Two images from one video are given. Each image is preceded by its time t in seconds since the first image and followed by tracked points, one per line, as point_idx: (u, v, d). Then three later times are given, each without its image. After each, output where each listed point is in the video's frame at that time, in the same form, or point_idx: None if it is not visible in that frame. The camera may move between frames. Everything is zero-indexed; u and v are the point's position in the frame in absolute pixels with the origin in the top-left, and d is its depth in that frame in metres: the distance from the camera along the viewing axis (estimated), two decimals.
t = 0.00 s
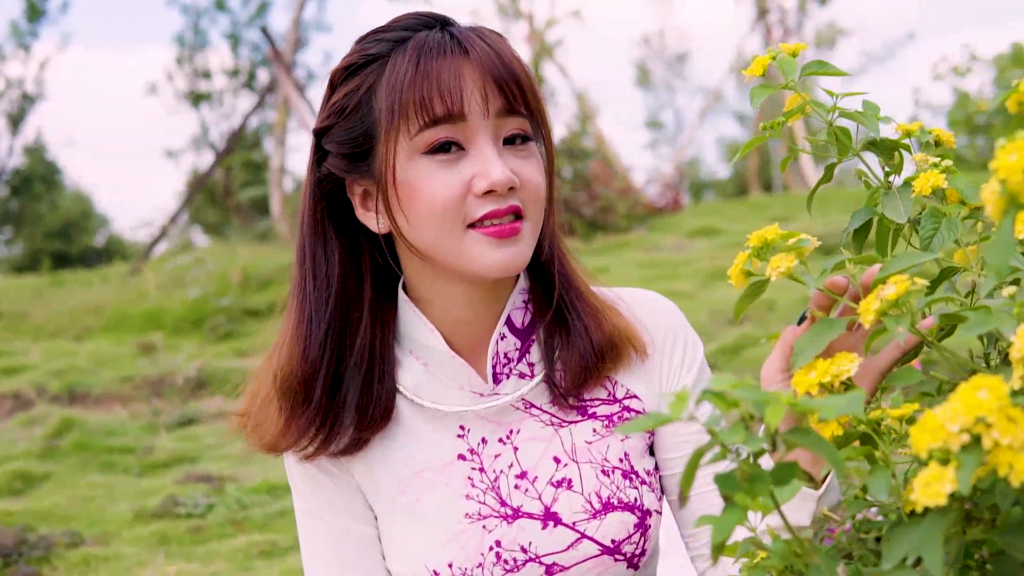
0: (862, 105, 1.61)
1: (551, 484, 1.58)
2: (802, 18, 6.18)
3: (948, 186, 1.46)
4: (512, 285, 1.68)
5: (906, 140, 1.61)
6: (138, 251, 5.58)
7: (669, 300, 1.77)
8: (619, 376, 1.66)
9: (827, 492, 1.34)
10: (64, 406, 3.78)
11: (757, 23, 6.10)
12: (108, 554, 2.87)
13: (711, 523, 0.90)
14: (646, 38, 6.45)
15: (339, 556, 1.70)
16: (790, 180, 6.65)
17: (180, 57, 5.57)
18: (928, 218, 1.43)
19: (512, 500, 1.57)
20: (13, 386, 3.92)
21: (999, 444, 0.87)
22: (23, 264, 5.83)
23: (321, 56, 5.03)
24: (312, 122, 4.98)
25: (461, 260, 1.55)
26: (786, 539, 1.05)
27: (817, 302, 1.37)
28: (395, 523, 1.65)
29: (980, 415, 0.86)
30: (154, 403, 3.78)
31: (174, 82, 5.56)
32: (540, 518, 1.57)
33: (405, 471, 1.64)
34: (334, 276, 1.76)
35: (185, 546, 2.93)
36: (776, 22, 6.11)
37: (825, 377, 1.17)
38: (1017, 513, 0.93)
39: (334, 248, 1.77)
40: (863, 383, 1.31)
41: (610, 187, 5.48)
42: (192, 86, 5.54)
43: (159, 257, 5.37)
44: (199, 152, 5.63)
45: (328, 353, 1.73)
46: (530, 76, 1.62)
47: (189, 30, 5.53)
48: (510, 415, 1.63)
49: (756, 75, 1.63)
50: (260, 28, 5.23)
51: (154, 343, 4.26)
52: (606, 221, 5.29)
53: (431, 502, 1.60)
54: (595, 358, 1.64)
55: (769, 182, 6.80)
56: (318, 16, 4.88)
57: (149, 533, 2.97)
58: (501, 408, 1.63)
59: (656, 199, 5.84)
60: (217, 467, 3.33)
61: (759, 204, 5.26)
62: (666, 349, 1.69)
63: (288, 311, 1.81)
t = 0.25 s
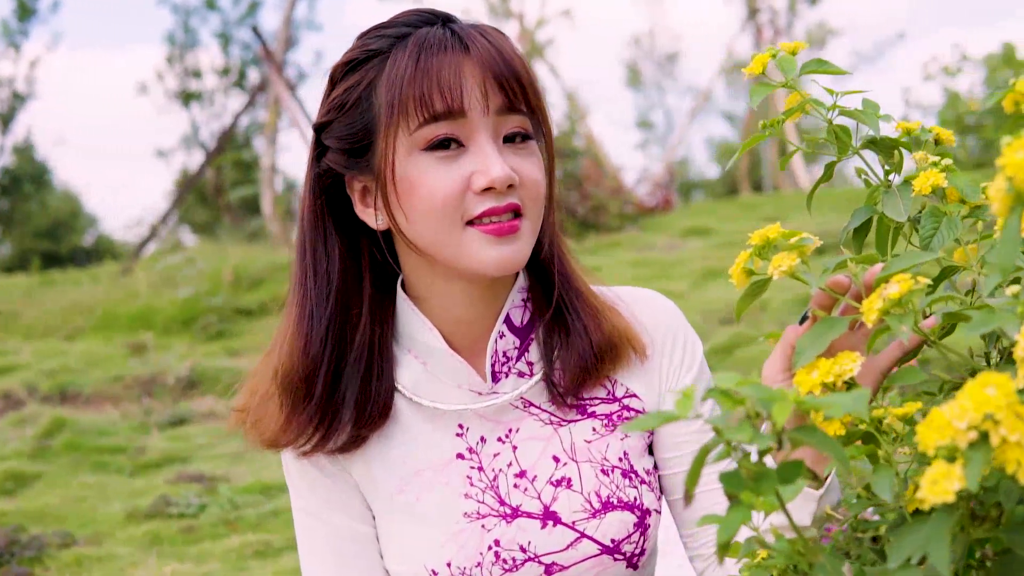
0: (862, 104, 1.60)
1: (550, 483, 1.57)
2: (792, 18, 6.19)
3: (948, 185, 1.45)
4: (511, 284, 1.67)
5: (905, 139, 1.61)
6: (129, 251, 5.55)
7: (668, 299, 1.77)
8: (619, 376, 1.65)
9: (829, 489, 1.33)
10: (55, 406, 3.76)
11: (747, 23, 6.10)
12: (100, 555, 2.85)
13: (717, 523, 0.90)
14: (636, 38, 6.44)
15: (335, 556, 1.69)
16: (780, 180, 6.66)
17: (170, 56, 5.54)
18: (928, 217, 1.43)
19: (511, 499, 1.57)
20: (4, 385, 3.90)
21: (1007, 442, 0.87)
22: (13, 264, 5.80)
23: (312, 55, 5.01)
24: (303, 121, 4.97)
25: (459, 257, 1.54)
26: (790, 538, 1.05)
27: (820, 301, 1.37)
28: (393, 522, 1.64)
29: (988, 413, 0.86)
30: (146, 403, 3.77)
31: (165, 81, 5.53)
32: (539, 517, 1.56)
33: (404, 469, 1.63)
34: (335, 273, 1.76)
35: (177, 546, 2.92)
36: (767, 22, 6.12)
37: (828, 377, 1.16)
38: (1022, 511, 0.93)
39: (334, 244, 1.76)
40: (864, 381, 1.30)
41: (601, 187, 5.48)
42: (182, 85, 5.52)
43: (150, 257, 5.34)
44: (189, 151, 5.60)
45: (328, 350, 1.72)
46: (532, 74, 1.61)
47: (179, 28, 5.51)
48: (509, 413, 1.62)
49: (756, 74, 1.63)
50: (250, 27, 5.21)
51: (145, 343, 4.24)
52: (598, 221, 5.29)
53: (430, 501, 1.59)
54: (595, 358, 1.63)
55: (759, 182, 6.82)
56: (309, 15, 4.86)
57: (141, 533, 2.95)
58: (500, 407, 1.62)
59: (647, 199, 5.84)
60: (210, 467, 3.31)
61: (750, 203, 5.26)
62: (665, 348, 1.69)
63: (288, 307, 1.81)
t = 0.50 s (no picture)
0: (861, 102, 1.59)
1: (549, 481, 1.56)
2: (781, 18, 6.21)
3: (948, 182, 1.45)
4: (509, 281, 1.66)
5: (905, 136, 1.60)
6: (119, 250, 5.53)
7: (667, 298, 1.76)
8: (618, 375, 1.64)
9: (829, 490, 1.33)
10: (45, 406, 3.74)
11: (737, 23, 6.11)
12: (92, 554, 2.84)
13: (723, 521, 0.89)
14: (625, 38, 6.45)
15: (331, 554, 1.68)
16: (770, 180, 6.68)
17: (160, 54, 5.53)
18: (929, 214, 1.42)
19: (510, 497, 1.56)
20: None
21: (1014, 440, 0.86)
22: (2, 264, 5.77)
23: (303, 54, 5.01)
24: (294, 120, 4.96)
25: (456, 254, 1.54)
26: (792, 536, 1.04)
27: (821, 299, 1.36)
28: (391, 520, 1.63)
29: (994, 411, 0.85)
30: (137, 402, 3.75)
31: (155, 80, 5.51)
32: (538, 516, 1.55)
33: (402, 468, 1.62)
34: (336, 267, 1.75)
35: (170, 546, 2.90)
36: (756, 21, 6.13)
37: (830, 374, 1.15)
38: None
39: (333, 238, 1.76)
40: (867, 379, 1.30)
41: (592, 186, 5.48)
42: (172, 84, 5.50)
43: (140, 256, 5.32)
44: (179, 150, 5.59)
45: (329, 344, 1.71)
46: (534, 72, 1.60)
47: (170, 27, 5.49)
48: (507, 411, 1.61)
49: (754, 71, 1.61)
50: (241, 26, 5.20)
51: (135, 342, 4.23)
52: (589, 220, 5.30)
53: (428, 500, 1.59)
54: (593, 359, 1.62)
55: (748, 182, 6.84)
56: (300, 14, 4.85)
57: (133, 533, 2.94)
58: (499, 404, 1.61)
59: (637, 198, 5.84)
60: (202, 467, 3.30)
61: (740, 203, 5.28)
62: (664, 347, 1.68)
63: (289, 301, 1.80)
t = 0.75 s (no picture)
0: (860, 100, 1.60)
1: (548, 480, 1.56)
2: (773, 18, 6.22)
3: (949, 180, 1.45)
4: (509, 279, 1.66)
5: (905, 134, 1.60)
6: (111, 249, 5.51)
7: (666, 297, 1.76)
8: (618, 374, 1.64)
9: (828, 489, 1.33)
10: (37, 405, 3.73)
11: (729, 23, 6.12)
12: (86, 554, 2.82)
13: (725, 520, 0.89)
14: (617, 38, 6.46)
15: (329, 553, 1.67)
16: (761, 180, 6.70)
17: (152, 54, 5.51)
18: (929, 212, 1.43)
19: (509, 496, 1.55)
20: None
21: (1017, 438, 0.86)
22: None
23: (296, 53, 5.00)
24: (286, 120, 4.95)
25: (453, 251, 1.53)
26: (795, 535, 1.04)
27: (822, 297, 1.36)
28: (389, 519, 1.62)
29: (999, 409, 0.85)
30: (130, 402, 3.74)
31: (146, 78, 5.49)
32: (537, 514, 1.54)
33: (400, 466, 1.61)
34: (337, 260, 1.74)
35: (163, 546, 2.89)
36: (748, 22, 6.14)
37: (832, 373, 1.15)
38: None
39: (333, 232, 1.75)
40: (867, 377, 1.29)
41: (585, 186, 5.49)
42: (164, 83, 5.48)
43: (132, 255, 5.30)
44: (171, 149, 5.57)
45: (329, 338, 1.70)
46: (539, 73, 1.59)
47: (161, 26, 5.47)
48: (506, 410, 1.61)
49: (754, 69, 1.61)
50: (233, 25, 5.19)
51: (128, 341, 4.22)
52: (582, 220, 5.30)
53: (426, 498, 1.58)
54: (591, 361, 1.61)
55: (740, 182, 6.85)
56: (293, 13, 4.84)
57: (127, 533, 2.92)
58: (497, 402, 1.61)
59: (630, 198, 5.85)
60: (195, 466, 3.29)
61: (733, 202, 5.28)
62: (664, 346, 1.68)
63: (289, 294, 1.80)
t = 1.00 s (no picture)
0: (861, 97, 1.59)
1: (547, 479, 1.55)
2: (763, 18, 6.23)
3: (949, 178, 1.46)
4: (508, 277, 1.65)
5: (904, 133, 1.61)
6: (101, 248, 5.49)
7: (666, 296, 1.75)
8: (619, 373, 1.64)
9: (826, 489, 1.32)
10: (27, 405, 3.70)
11: (720, 23, 6.12)
12: (78, 554, 2.81)
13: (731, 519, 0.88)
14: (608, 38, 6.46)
15: (325, 550, 1.66)
16: (752, 180, 6.71)
17: (143, 52, 5.49)
18: (930, 210, 1.43)
19: (507, 495, 1.55)
20: None
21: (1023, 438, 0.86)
22: None
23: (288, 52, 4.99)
24: (278, 119, 4.94)
25: (450, 249, 1.52)
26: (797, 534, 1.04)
27: (822, 296, 1.36)
28: (387, 518, 1.61)
29: (1005, 407, 0.85)
30: (121, 401, 3.72)
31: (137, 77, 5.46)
32: (536, 513, 1.54)
33: (398, 464, 1.60)
34: (338, 252, 1.74)
35: (156, 545, 2.88)
36: (739, 21, 6.15)
37: (834, 371, 1.14)
38: None
39: (335, 226, 1.75)
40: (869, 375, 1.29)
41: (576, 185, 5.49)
42: (155, 82, 5.46)
43: (123, 254, 5.28)
44: (161, 148, 5.55)
45: (328, 331, 1.70)
46: (544, 74, 1.58)
47: (152, 24, 5.45)
48: (505, 408, 1.60)
49: (754, 66, 1.62)
50: (224, 24, 5.17)
51: (119, 341, 4.20)
52: (573, 220, 5.30)
53: (424, 497, 1.57)
54: (589, 364, 1.60)
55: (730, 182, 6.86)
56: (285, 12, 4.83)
57: (119, 533, 2.91)
58: (496, 401, 1.60)
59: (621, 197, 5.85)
60: (187, 466, 3.28)
61: (723, 202, 5.29)
62: (663, 345, 1.68)
63: (290, 287, 1.80)
